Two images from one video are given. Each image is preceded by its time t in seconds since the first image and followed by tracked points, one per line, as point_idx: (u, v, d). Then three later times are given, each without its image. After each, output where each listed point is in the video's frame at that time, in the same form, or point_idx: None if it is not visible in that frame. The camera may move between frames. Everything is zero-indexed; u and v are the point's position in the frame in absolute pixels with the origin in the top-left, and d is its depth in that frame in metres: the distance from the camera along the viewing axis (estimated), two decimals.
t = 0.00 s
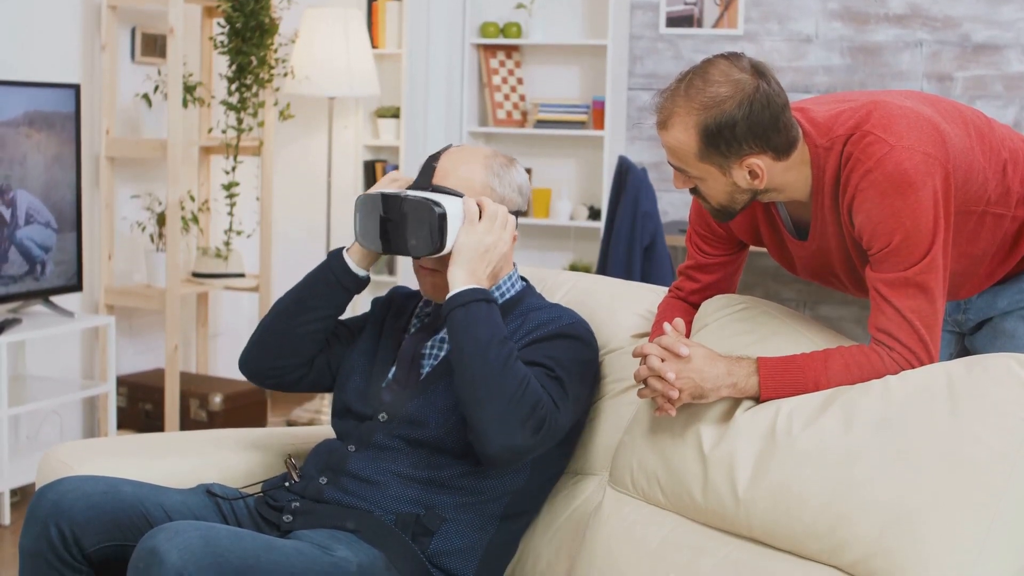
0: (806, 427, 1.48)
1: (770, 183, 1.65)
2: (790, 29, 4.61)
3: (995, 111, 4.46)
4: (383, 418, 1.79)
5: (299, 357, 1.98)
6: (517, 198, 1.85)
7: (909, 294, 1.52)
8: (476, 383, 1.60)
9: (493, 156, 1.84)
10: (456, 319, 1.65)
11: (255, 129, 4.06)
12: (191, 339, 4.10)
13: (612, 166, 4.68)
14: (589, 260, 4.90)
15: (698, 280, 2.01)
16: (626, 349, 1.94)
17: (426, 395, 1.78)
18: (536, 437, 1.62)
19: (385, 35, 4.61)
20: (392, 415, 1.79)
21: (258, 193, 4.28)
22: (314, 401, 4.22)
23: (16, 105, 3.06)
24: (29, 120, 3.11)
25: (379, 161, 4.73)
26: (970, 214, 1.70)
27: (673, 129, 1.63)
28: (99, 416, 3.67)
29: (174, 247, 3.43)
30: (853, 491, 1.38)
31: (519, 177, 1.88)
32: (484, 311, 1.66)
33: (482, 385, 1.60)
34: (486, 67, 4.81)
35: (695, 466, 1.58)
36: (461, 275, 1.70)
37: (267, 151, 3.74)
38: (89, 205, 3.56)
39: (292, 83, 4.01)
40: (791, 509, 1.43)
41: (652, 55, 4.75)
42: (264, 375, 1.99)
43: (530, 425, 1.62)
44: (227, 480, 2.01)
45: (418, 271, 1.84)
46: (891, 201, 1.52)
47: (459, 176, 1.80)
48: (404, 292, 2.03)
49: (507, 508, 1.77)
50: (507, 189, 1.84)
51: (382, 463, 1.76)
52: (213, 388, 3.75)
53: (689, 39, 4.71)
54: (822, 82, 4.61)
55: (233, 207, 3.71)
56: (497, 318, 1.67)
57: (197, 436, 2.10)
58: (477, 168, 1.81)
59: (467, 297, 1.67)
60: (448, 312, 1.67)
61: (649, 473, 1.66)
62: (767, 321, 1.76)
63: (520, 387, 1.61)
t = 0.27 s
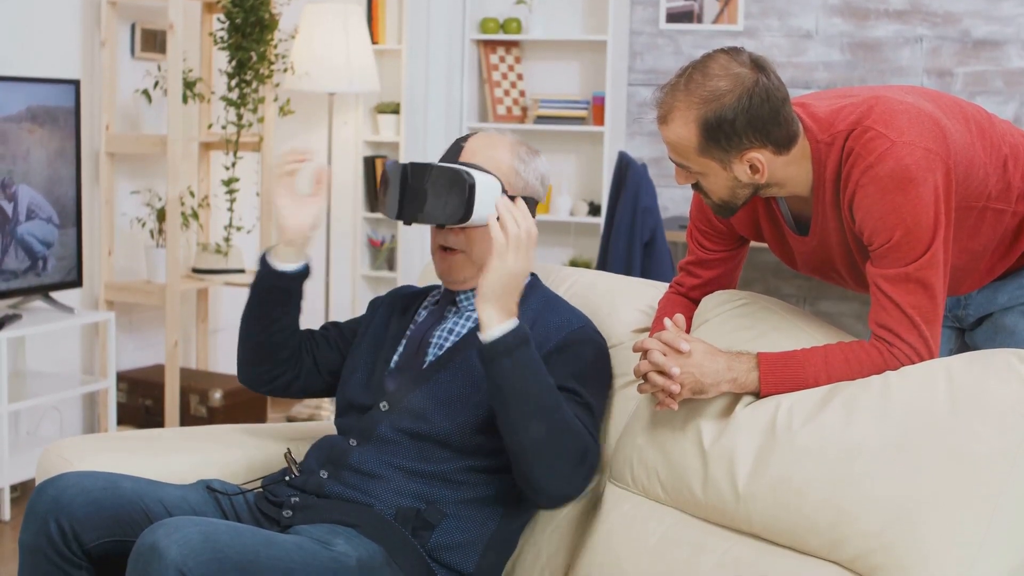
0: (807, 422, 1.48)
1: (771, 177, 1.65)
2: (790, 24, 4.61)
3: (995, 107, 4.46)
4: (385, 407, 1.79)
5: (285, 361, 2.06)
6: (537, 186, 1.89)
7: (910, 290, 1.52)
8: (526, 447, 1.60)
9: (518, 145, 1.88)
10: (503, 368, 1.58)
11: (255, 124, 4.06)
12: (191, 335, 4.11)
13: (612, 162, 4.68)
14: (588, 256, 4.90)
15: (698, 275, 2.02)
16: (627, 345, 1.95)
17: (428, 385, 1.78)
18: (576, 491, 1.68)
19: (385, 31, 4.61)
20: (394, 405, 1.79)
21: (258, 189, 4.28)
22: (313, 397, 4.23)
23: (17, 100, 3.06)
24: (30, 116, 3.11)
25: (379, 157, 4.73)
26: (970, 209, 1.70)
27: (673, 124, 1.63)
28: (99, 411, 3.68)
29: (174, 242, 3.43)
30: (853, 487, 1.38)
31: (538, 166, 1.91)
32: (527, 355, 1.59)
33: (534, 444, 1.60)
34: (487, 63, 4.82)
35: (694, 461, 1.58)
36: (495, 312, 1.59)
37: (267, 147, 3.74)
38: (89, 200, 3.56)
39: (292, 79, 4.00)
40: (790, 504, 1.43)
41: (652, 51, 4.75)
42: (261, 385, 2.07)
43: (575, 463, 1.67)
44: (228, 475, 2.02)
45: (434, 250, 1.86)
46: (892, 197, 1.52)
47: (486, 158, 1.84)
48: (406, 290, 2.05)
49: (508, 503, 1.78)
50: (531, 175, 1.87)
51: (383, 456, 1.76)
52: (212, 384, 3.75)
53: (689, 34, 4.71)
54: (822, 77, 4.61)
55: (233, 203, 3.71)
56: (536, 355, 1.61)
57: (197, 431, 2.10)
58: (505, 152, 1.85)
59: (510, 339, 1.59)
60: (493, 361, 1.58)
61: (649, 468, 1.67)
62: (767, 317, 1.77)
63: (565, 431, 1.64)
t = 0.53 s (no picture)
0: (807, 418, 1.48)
1: (770, 173, 1.65)
2: (790, 20, 4.61)
3: (995, 103, 4.45)
4: (385, 401, 1.80)
5: (286, 385, 2.10)
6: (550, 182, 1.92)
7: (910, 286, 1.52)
8: (554, 483, 1.60)
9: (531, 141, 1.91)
10: (532, 414, 1.56)
11: (255, 120, 4.06)
12: (191, 331, 4.11)
13: (612, 157, 4.68)
14: (589, 252, 4.90)
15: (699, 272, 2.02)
16: (627, 341, 1.95)
17: (427, 378, 1.79)
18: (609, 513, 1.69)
19: (384, 26, 4.61)
20: (394, 398, 1.80)
21: (258, 184, 4.29)
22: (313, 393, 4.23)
23: (17, 96, 3.05)
24: (30, 111, 3.11)
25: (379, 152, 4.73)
26: (971, 205, 1.70)
27: (670, 123, 1.63)
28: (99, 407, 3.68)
29: (174, 238, 3.44)
30: (853, 482, 1.38)
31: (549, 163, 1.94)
32: (555, 401, 1.58)
33: (567, 478, 1.60)
34: (487, 59, 4.85)
35: (694, 457, 1.58)
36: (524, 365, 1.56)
37: (267, 143, 3.73)
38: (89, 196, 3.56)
39: (292, 75, 4.00)
40: (790, 499, 1.43)
41: (652, 46, 4.75)
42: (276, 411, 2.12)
43: (604, 489, 1.67)
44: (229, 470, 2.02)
45: (445, 244, 1.87)
46: (892, 192, 1.52)
47: (501, 153, 1.86)
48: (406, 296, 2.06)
49: (509, 498, 1.78)
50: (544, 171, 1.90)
51: (383, 450, 1.76)
52: (212, 379, 3.75)
53: (689, 30, 4.71)
54: (822, 73, 4.61)
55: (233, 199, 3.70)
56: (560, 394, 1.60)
57: (197, 427, 2.10)
58: (523, 147, 1.87)
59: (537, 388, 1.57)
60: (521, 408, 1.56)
61: (650, 464, 1.67)
62: (767, 313, 1.77)
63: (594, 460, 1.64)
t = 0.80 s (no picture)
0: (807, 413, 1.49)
1: (772, 168, 1.65)
2: (790, 15, 4.61)
3: (995, 98, 4.45)
4: (384, 398, 1.80)
5: (289, 398, 2.10)
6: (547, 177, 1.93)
7: (912, 281, 1.52)
8: (553, 479, 1.60)
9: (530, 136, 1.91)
10: (531, 409, 1.56)
11: (255, 115, 4.06)
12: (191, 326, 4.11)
13: (612, 152, 4.68)
14: (588, 247, 4.90)
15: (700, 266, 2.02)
16: (628, 336, 1.95)
17: (426, 374, 1.79)
18: (610, 507, 1.69)
19: (384, 21, 4.60)
20: (394, 394, 1.80)
21: (258, 179, 4.29)
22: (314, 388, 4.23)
23: (18, 90, 3.05)
24: (32, 105, 3.11)
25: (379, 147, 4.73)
26: (973, 200, 1.70)
27: (673, 115, 1.64)
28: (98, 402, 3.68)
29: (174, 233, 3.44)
30: (852, 476, 1.39)
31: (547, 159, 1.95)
32: (555, 398, 1.58)
33: (564, 474, 1.60)
34: (486, 53, 4.82)
35: (694, 452, 1.59)
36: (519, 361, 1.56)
37: (267, 138, 3.73)
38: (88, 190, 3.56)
39: (292, 70, 4.00)
40: (790, 494, 1.44)
41: (652, 41, 4.75)
42: (284, 424, 2.12)
43: (602, 486, 1.67)
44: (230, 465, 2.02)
45: (443, 235, 1.87)
46: (894, 186, 1.52)
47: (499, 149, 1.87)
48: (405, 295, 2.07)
49: (509, 493, 1.78)
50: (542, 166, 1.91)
51: (383, 446, 1.77)
52: (212, 374, 3.75)
53: (689, 25, 4.71)
54: (822, 68, 4.60)
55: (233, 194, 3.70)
56: (560, 390, 1.60)
57: (197, 422, 2.11)
58: (521, 141, 1.88)
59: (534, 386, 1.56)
60: (520, 403, 1.56)
61: (650, 458, 1.68)
62: (767, 307, 1.77)
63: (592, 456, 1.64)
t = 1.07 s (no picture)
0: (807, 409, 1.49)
1: (773, 163, 1.65)
2: (790, 10, 4.60)
3: (996, 93, 4.45)
4: (385, 392, 1.81)
5: (289, 395, 2.10)
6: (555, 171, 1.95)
7: (913, 277, 1.52)
8: (554, 475, 1.60)
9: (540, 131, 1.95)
10: (533, 406, 1.57)
11: (255, 110, 4.06)
12: (191, 322, 4.11)
13: (612, 148, 4.68)
14: (588, 242, 4.90)
15: (700, 262, 2.02)
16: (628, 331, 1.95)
17: (425, 369, 1.79)
18: (609, 502, 1.70)
19: (384, 17, 4.60)
20: (394, 388, 1.80)
21: (258, 175, 4.29)
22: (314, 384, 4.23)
23: (19, 85, 3.05)
24: (32, 101, 3.10)
25: (379, 143, 4.72)
26: (974, 196, 1.70)
27: (677, 107, 1.64)
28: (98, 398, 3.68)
29: (175, 229, 3.44)
30: (853, 472, 1.39)
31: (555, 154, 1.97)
32: (555, 394, 1.59)
33: (564, 470, 1.61)
34: (487, 49, 4.82)
35: (694, 448, 1.59)
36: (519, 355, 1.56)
37: (267, 134, 3.72)
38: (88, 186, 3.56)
39: (292, 65, 3.99)
40: (790, 490, 1.44)
41: (652, 37, 4.74)
42: (284, 420, 2.13)
43: (602, 482, 1.67)
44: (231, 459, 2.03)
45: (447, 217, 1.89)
46: (897, 181, 1.52)
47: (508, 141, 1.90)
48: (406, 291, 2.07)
49: (508, 488, 1.78)
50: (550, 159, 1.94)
51: (383, 441, 1.77)
52: (212, 370, 3.75)
53: (690, 20, 4.71)
54: (823, 63, 4.60)
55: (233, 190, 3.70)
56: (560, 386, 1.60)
57: (198, 418, 2.11)
58: (530, 133, 1.91)
59: (534, 383, 1.57)
60: (522, 401, 1.56)
61: (650, 454, 1.68)
62: (768, 303, 1.77)
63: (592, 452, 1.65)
